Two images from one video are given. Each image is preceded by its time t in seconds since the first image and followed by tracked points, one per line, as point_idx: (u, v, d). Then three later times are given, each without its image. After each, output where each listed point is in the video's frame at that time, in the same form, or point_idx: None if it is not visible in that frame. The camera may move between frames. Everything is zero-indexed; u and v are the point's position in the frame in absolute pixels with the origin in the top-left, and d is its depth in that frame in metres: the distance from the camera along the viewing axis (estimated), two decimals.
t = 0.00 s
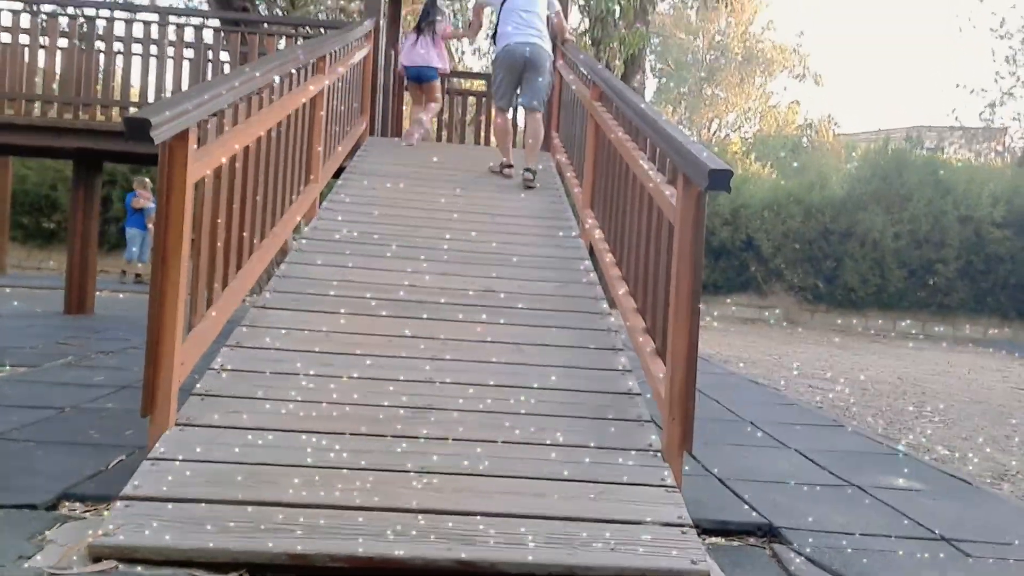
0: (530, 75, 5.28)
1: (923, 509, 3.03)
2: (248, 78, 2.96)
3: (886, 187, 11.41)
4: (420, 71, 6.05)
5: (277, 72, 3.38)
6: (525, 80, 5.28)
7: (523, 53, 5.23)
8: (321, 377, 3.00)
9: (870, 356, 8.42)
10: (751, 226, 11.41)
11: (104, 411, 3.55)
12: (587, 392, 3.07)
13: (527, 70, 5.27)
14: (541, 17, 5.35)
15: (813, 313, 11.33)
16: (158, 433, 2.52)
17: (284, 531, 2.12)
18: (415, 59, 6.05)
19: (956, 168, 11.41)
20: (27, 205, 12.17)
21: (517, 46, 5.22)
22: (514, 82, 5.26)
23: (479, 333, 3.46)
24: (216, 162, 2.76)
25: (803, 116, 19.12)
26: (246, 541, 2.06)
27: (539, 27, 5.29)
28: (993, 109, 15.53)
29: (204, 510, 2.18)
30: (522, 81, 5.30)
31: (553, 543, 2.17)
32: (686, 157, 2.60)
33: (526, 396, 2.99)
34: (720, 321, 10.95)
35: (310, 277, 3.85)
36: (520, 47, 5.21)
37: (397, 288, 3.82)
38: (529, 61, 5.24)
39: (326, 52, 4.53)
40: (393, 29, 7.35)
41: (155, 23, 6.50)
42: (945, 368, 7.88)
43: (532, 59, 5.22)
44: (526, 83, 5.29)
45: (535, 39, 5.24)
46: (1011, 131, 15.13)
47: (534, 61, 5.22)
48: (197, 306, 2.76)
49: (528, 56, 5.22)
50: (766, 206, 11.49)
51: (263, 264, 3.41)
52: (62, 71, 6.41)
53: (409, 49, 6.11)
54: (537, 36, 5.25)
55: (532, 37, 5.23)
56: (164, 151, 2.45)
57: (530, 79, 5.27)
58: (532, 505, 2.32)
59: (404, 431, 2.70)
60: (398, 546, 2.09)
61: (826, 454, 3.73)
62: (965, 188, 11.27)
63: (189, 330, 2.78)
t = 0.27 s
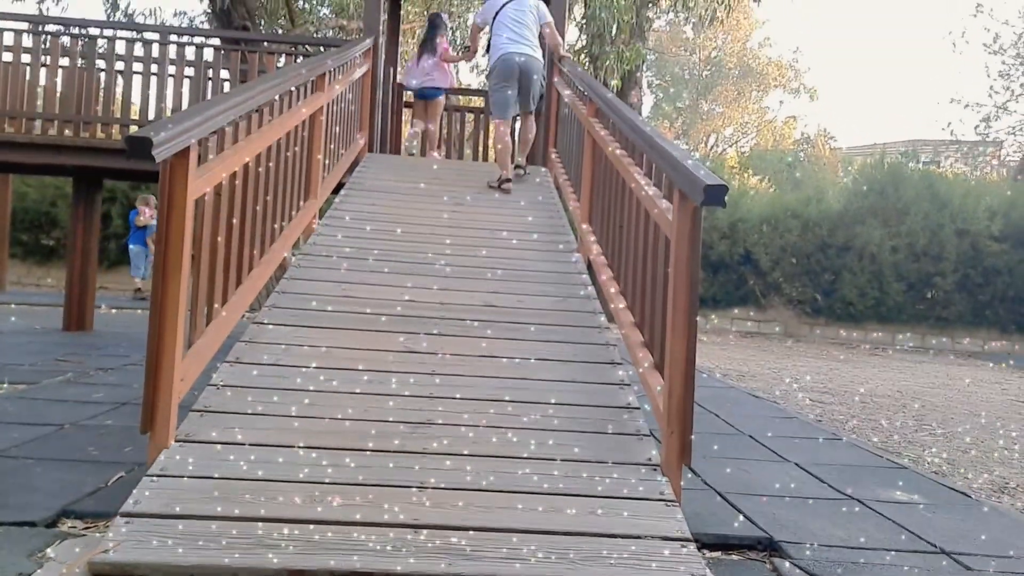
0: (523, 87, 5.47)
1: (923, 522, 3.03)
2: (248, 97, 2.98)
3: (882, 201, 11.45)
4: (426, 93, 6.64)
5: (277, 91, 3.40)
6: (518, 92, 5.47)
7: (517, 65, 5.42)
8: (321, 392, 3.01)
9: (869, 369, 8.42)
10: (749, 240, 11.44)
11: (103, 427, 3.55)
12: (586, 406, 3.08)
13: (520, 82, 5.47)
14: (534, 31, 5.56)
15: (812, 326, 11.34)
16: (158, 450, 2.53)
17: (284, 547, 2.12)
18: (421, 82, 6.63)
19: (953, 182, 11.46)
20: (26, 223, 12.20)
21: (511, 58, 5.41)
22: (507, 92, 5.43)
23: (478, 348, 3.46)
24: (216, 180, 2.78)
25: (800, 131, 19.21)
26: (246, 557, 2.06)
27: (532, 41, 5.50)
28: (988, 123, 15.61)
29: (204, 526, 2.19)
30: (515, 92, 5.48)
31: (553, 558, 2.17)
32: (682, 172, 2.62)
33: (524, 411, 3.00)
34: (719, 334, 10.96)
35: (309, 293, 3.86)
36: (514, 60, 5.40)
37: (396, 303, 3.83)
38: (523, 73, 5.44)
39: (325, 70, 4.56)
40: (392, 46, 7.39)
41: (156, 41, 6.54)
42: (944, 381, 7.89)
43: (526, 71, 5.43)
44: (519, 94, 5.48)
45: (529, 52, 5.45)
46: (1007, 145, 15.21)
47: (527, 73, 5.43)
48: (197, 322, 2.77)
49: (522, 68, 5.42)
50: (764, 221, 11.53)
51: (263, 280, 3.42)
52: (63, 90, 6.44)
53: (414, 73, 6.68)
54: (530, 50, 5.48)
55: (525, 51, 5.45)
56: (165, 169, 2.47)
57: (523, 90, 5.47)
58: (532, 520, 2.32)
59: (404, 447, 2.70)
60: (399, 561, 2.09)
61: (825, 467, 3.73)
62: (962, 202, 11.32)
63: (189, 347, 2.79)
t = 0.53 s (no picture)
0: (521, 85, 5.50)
1: (923, 522, 3.03)
2: (247, 101, 2.99)
3: (881, 202, 11.45)
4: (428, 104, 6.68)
5: (275, 95, 3.41)
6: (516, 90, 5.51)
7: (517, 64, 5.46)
8: (321, 396, 3.01)
9: (869, 369, 8.41)
10: (749, 241, 11.44)
11: (103, 432, 3.55)
12: (586, 408, 3.08)
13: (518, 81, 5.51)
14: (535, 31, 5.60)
15: (812, 326, 11.34)
16: (157, 454, 2.53)
17: (284, 551, 2.12)
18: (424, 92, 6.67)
19: (952, 182, 11.46)
20: (26, 228, 12.21)
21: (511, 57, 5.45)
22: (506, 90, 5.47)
23: (477, 351, 3.47)
24: (215, 184, 2.78)
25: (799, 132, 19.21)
26: (246, 561, 2.07)
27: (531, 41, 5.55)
28: (987, 123, 15.61)
29: (204, 530, 2.19)
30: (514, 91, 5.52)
31: (553, 560, 2.17)
32: (680, 174, 2.62)
33: (524, 413, 3.00)
34: (719, 335, 10.96)
35: (309, 297, 3.86)
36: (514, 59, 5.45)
37: (394, 307, 3.84)
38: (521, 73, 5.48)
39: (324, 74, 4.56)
40: (390, 50, 7.41)
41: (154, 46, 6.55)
42: (943, 380, 7.89)
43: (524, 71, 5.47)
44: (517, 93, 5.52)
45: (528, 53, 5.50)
46: (1006, 144, 15.21)
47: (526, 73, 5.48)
48: (196, 326, 2.78)
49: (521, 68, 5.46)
50: (764, 221, 11.53)
51: (262, 283, 3.42)
52: (62, 95, 6.45)
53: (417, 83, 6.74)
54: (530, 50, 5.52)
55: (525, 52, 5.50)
56: (164, 174, 2.48)
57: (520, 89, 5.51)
58: (531, 522, 2.32)
59: (403, 449, 2.70)
60: (398, 564, 2.09)
61: (825, 468, 3.73)
62: (961, 202, 11.32)
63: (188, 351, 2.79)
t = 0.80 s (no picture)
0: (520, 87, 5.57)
1: (923, 526, 3.03)
2: (248, 105, 2.99)
3: (881, 206, 11.45)
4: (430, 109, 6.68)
5: (276, 99, 3.42)
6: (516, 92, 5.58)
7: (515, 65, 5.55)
8: (321, 400, 3.01)
9: (869, 374, 8.41)
10: (749, 244, 11.45)
11: (103, 436, 3.55)
12: (586, 412, 3.08)
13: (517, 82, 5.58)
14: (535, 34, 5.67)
15: (811, 330, 11.35)
16: (157, 458, 2.53)
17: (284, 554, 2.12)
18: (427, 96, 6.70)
19: (951, 186, 11.47)
20: (26, 231, 12.21)
21: (508, 59, 5.55)
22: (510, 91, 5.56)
23: (477, 354, 3.47)
24: (215, 187, 2.79)
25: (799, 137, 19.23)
26: (246, 565, 2.07)
27: (530, 43, 5.62)
28: (986, 127, 15.63)
29: (204, 533, 2.19)
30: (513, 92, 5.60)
31: (554, 564, 2.17)
32: (679, 178, 2.63)
33: (525, 417, 3.00)
34: (718, 340, 10.96)
35: (309, 300, 3.86)
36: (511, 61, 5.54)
37: (394, 310, 3.83)
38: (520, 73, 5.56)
39: (325, 78, 4.57)
40: (390, 54, 7.42)
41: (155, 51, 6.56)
42: (943, 385, 7.89)
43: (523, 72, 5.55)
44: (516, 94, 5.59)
45: (526, 55, 5.58)
46: (1005, 149, 15.23)
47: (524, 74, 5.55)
48: (196, 330, 2.78)
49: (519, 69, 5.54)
50: (763, 226, 11.54)
51: (262, 287, 3.42)
52: (62, 99, 6.46)
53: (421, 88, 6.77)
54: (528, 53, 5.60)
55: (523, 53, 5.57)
56: (164, 178, 2.48)
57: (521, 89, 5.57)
58: (531, 526, 2.32)
59: (404, 454, 2.70)
60: (399, 569, 2.09)
61: (825, 472, 3.73)
62: (960, 206, 11.32)
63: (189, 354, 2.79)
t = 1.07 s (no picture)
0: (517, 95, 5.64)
1: (925, 532, 3.02)
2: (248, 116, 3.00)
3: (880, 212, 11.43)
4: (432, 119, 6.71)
5: (276, 109, 3.42)
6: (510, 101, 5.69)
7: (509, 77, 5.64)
8: (320, 409, 3.01)
9: (870, 380, 8.40)
10: (749, 251, 11.45)
11: (103, 446, 3.55)
12: (586, 420, 3.08)
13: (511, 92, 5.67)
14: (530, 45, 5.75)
15: (812, 336, 11.35)
16: (158, 467, 2.53)
17: (284, 564, 2.12)
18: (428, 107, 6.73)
19: (950, 192, 11.46)
20: (27, 242, 12.22)
21: (503, 71, 5.64)
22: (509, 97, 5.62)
23: (477, 363, 3.47)
24: (216, 198, 2.79)
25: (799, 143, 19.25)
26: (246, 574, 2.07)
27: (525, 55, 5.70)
28: (985, 133, 15.64)
29: (203, 543, 2.19)
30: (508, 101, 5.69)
31: (554, 572, 2.17)
32: (677, 186, 2.63)
33: (525, 425, 3.00)
34: (719, 347, 10.96)
35: (309, 309, 3.87)
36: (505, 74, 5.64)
37: (394, 319, 3.84)
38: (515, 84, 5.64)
39: (325, 88, 4.58)
40: (390, 64, 7.44)
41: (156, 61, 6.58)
42: (944, 390, 7.88)
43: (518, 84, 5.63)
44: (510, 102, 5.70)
45: (521, 68, 5.67)
46: (1003, 154, 15.24)
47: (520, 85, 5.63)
48: (196, 340, 2.78)
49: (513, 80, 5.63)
50: (763, 232, 11.54)
51: (262, 296, 3.43)
52: (63, 110, 6.48)
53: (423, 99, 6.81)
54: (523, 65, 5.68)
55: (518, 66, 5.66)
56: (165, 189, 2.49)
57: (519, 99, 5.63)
58: (531, 534, 2.32)
59: (404, 462, 2.70)
60: None
61: (826, 478, 3.73)
62: (960, 212, 11.32)
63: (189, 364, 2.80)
